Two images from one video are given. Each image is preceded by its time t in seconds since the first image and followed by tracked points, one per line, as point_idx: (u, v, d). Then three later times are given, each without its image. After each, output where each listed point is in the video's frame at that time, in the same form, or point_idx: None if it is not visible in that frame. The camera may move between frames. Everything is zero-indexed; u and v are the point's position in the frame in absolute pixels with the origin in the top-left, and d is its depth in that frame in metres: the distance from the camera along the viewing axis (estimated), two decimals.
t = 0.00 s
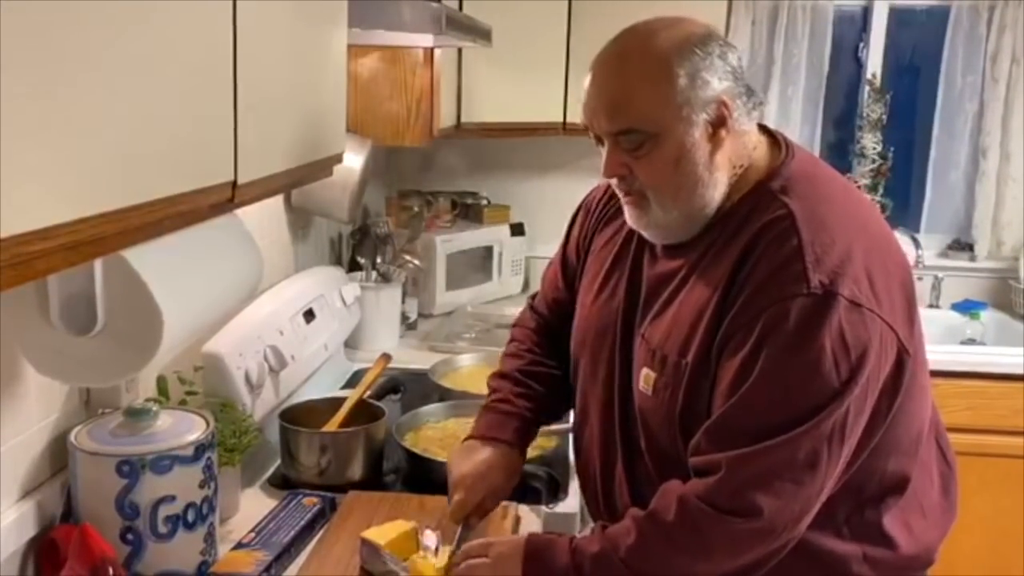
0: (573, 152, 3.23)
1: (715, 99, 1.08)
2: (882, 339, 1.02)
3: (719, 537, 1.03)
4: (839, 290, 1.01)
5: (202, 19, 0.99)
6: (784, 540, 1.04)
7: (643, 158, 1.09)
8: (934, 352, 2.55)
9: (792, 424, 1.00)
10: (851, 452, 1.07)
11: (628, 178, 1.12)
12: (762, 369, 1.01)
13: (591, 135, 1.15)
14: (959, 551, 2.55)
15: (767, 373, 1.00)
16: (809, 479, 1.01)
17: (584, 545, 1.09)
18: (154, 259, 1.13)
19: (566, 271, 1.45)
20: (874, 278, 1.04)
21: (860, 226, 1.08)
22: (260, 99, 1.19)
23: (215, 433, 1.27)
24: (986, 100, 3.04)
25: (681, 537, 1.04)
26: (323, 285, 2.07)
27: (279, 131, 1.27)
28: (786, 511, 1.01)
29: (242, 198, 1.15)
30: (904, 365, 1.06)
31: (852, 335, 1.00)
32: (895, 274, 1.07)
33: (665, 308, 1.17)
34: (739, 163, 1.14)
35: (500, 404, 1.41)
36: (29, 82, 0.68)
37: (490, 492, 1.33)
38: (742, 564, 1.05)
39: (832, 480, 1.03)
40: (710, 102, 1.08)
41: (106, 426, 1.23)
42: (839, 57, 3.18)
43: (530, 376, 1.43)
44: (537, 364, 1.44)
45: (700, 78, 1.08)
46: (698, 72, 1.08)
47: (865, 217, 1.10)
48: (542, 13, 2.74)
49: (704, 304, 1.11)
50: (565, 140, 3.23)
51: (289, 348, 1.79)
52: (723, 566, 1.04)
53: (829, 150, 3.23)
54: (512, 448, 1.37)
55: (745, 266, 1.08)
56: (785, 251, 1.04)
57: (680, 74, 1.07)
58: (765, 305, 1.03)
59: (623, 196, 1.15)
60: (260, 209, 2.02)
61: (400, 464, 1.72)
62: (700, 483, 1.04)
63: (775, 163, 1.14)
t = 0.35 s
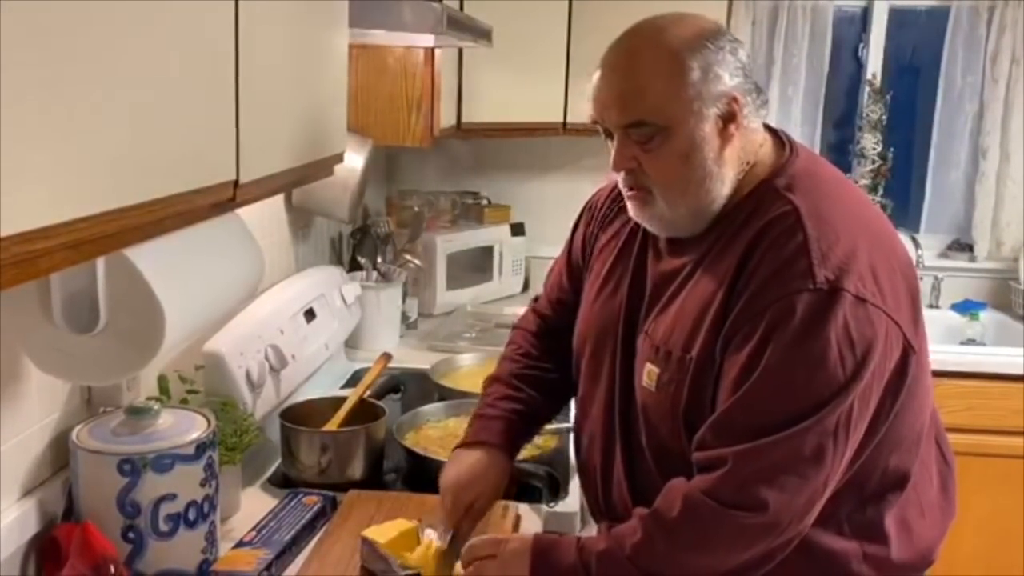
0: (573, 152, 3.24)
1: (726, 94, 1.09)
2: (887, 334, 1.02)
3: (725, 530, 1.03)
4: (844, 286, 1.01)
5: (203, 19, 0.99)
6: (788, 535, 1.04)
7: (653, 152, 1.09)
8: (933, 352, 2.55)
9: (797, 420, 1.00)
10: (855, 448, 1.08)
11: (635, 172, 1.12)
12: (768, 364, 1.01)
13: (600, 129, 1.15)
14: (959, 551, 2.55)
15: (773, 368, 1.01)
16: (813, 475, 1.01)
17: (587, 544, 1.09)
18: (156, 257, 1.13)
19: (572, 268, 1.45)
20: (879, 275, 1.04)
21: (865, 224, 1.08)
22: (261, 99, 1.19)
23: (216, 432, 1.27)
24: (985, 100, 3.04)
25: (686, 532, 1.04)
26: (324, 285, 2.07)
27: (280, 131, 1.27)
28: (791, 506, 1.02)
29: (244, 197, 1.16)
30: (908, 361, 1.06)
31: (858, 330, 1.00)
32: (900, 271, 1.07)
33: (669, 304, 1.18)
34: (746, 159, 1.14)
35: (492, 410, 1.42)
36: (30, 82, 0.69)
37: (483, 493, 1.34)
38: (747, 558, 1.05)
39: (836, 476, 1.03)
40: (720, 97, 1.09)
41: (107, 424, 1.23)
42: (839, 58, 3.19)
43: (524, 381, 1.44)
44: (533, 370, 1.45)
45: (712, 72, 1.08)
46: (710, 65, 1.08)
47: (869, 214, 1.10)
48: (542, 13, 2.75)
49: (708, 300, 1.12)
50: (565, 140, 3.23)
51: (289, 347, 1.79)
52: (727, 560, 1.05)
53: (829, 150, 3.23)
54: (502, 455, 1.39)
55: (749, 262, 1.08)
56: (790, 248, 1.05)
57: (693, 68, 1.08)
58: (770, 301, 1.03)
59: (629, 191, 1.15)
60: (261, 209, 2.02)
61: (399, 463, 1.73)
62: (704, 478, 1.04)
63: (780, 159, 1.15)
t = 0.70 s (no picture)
0: (573, 151, 3.24)
1: (727, 98, 1.09)
2: (889, 340, 1.02)
3: (725, 532, 1.03)
4: (847, 291, 1.01)
5: (204, 16, 0.99)
6: (789, 537, 1.04)
7: (655, 156, 1.09)
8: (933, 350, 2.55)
9: (798, 423, 1.01)
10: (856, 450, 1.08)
11: (637, 177, 1.12)
12: (770, 368, 1.01)
13: (600, 133, 1.15)
14: (959, 550, 2.56)
15: (775, 373, 1.01)
16: (814, 477, 1.01)
17: (588, 540, 1.09)
18: (160, 251, 1.13)
19: (571, 264, 1.46)
20: (881, 280, 1.04)
21: (868, 228, 1.08)
22: (262, 96, 1.19)
23: (217, 429, 1.28)
24: (985, 100, 3.04)
25: (687, 532, 1.05)
26: (325, 283, 2.07)
27: (280, 128, 1.27)
28: (791, 509, 1.02)
29: (246, 192, 1.16)
30: (909, 366, 1.06)
31: (860, 336, 1.01)
32: (902, 277, 1.07)
33: (671, 306, 1.18)
34: (749, 161, 1.14)
35: (502, 409, 1.42)
36: (30, 80, 0.69)
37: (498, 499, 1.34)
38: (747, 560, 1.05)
39: (837, 479, 1.04)
40: (721, 101, 1.09)
41: (109, 420, 1.23)
42: (839, 57, 3.19)
43: (532, 377, 1.44)
44: (540, 365, 1.45)
45: (713, 76, 1.08)
46: (711, 70, 1.09)
47: (872, 218, 1.10)
48: (543, 11, 2.74)
49: (711, 303, 1.12)
50: (565, 139, 3.23)
51: (290, 345, 1.79)
52: (728, 561, 1.05)
53: (830, 149, 3.24)
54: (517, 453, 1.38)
55: (752, 265, 1.08)
56: (794, 252, 1.05)
57: (693, 74, 1.08)
58: (773, 305, 1.03)
59: (631, 195, 1.15)
60: (262, 207, 2.02)
61: (401, 461, 1.72)
62: (706, 479, 1.04)
63: (783, 162, 1.15)
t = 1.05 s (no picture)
0: (575, 149, 3.24)
1: (738, 88, 1.09)
2: (896, 332, 1.03)
3: (732, 523, 1.03)
4: (854, 283, 1.02)
5: (207, 11, 1.00)
6: (794, 529, 1.04)
7: (665, 145, 1.09)
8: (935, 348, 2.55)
9: (804, 414, 1.01)
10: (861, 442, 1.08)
11: (645, 166, 1.13)
12: (777, 359, 1.02)
13: (609, 122, 1.15)
14: (961, 547, 2.56)
15: (782, 363, 1.01)
16: (820, 468, 1.02)
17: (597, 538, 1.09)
18: (163, 245, 1.13)
19: (578, 262, 1.46)
20: (889, 273, 1.04)
21: (875, 221, 1.08)
22: (264, 92, 1.19)
23: (219, 424, 1.28)
24: (987, 98, 3.04)
25: (694, 523, 1.04)
26: (326, 280, 2.07)
27: (283, 123, 1.28)
28: (797, 500, 1.02)
29: (248, 188, 1.16)
30: (916, 358, 1.06)
31: (866, 327, 1.01)
32: (909, 269, 1.07)
33: (677, 299, 1.18)
34: (756, 154, 1.14)
35: (496, 395, 1.41)
36: (35, 73, 0.69)
37: (489, 476, 1.33)
38: (753, 551, 1.05)
39: (843, 470, 1.04)
40: (732, 91, 1.09)
41: (112, 416, 1.24)
42: (841, 55, 3.18)
43: (529, 366, 1.44)
44: (538, 355, 1.45)
45: (725, 66, 1.09)
46: (723, 60, 1.09)
47: (879, 211, 1.11)
48: (544, 9, 2.74)
49: (717, 296, 1.12)
50: (566, 137, 3.24)
51: (292, 342, 1.79)
52: (735, 553, 1.05)
53: (832, 148, 3.23)
54: (508, 435, 1.38)
55: (759, 257, 1.08)
56: (800, 244, 1.05)
57: (706, 62, 1.08)
58: (780, 296, 1.03)
59: (637, 185, 1.15)
60: (264, 204, 2.02)
61: (403, 457, 1.72)
62: (712, 471, 1.04)
63: (790, 155, 1.15)
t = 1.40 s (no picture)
0: (575, 148, 3.25)
1: (727, 92, 1.10)
2: (893, 333, 1.03)
3: (732, 524, 1.03)
4: (850, 285, 1.02)
5: (209, 12, 1.00)
6: (794, 530, 1.05)
7: (655, 151, 1.10)
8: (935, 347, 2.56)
9: (802, 416, 1.01)
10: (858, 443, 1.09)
11: (638, 172, 1.13)
12: (775, 361, 1.02)
13: (600, 129, 1.16)
14: (962, 547, 2.56)
15: (779, 365, 1.02)
16: (818, 471, 1.02)
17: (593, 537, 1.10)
18: (166, 244, 1.14)
19: (574, 262, 1.47)
20: (885, 275, 1.05)
21: (873, 222, 1.09)
22: (266, 92, 1.20)
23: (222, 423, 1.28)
24: (988, 97, 3.05)
25: (695, 525, 1.05)
26: (327, 278, 2.07)
27: (284, 123, 1.28)
28: (797, 501, 1.02)
29: (251, 187, 1.17)
30: (913, 358, 1.07)
31: (863, 328, 1.01)
32: (906, 270, 1.08)
33: (675, 302, 1.19)
34: (749, 157, 1.15)
35: (505, 400, 1.42)
36: (38, 74, 0.69)
37: (507, 479, 1.36)
38: (754, 552, 1.05)
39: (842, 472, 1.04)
40: (722, 95, 1.09)
41: (116, 413, 1.24)
42: (842, 54, 3.18)
43: (536, 367, 1.45)
44: (542, 356, 1.46)
45: (713, 70, 1.09)
46: (711, 64, 1.09)
47: (876, 212, 1.11)
48: (546, 8, 2.75)
49: (714, 299, 1.12)
50: (567, 136, 3.24)
51: (294, 340, 1.80)
52: (735, 554, 1.05)
53: (833, 147, 3.24)
54: (522, 437, 1.40)
55: (756, 260, 1.09)
56: (796, 247, 1.06)
57: (694, 66, 1.08)
58: (777, 298, 1.04)
59: (629, 191, 1.16)
60: (266, 203, 2.03)
61: (404, 456, 1.73)
62: (712, 472, 1.05)
63: (785, 156, 1.16)
